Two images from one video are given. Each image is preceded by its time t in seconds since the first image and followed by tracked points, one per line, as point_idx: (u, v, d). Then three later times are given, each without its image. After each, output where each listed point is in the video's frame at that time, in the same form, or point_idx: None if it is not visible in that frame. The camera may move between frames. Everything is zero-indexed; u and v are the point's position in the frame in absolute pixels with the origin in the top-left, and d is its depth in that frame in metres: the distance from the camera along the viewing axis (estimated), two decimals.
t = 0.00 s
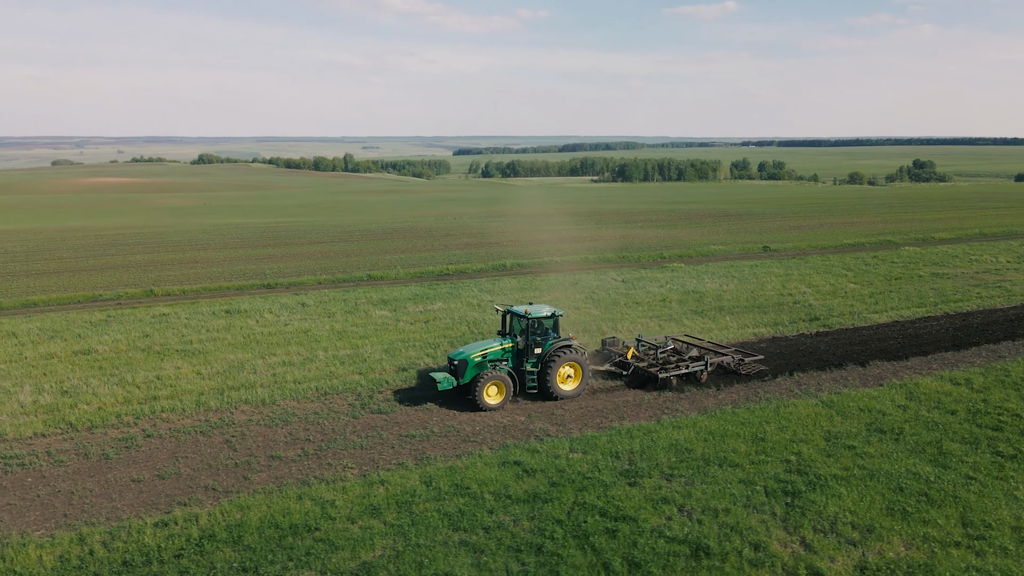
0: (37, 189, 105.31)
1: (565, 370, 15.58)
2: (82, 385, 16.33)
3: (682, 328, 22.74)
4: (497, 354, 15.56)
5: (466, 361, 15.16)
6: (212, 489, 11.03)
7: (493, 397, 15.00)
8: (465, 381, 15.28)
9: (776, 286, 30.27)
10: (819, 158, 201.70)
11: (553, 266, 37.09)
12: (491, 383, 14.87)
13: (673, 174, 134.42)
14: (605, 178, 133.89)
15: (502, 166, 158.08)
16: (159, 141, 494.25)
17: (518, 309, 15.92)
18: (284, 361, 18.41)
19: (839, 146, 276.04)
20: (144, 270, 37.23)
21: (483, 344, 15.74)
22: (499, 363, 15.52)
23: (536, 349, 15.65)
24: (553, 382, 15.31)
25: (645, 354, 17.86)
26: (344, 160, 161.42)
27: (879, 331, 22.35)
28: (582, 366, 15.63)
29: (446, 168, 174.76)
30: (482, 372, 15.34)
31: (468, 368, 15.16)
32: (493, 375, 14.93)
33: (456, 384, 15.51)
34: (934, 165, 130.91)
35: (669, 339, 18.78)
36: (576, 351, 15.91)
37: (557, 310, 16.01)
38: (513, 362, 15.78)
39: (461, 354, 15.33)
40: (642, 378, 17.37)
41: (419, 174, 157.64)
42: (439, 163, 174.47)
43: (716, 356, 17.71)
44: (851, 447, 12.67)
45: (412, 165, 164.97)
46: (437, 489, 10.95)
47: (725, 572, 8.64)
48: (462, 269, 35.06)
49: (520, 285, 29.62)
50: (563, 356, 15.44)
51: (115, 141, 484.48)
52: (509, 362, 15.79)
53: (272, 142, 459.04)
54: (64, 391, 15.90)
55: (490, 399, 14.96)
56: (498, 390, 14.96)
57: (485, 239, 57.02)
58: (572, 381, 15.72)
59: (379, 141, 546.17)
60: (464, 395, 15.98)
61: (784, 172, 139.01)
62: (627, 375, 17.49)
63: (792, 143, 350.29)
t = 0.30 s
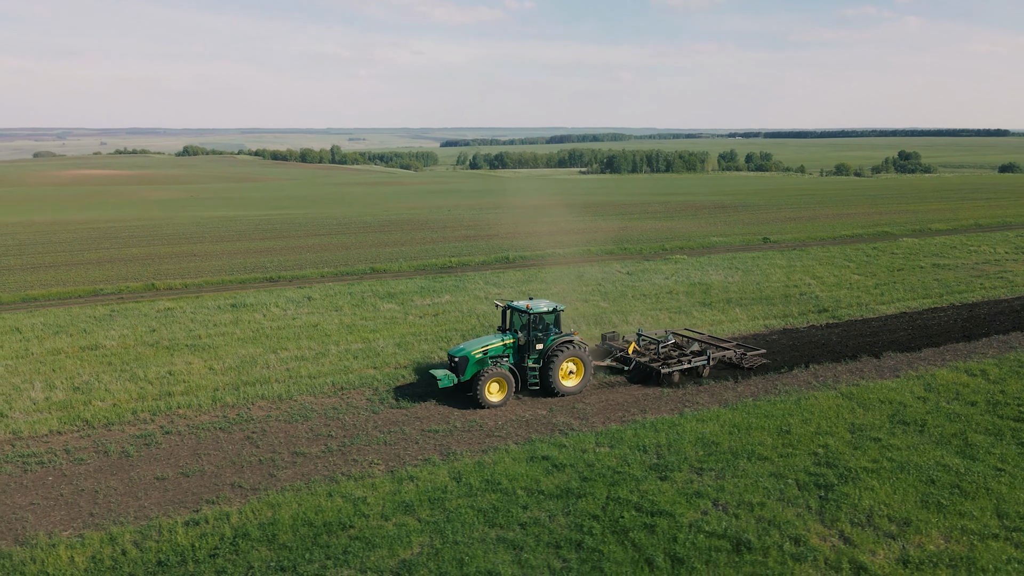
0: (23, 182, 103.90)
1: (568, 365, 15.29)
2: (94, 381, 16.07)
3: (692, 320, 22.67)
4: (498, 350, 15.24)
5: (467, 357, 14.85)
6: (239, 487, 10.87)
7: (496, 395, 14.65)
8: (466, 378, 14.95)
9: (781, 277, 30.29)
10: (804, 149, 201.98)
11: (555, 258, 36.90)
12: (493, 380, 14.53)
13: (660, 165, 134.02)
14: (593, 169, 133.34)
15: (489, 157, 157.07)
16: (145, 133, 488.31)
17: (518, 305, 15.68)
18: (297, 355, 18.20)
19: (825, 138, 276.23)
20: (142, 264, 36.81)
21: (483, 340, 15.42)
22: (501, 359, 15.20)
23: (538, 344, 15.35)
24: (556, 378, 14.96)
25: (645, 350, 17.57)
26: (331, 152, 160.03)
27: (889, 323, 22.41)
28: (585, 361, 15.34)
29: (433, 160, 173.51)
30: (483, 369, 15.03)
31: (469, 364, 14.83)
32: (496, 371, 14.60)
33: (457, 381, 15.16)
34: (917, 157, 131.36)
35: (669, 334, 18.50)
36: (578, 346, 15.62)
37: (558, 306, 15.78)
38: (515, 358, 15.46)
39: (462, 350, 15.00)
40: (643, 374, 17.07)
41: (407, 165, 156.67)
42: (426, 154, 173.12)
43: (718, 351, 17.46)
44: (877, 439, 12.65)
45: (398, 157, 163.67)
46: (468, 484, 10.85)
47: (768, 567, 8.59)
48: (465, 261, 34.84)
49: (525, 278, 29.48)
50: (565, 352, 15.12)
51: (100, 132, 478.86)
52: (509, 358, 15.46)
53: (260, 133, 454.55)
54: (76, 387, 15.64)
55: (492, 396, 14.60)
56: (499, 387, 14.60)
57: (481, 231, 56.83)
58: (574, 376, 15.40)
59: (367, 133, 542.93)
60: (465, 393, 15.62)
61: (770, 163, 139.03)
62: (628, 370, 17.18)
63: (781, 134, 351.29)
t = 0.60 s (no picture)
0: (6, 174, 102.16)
1: (568, 361, 15.09)
2: (104, 378, 15.80)
3: (700, 311, 22.64)
4: (498, 346, 14.94)
5: (466, 354, 14.55)
6: (265, 486, 10.71)
7: (496, 391, 14.40)
8: (465, 375, 14.69)
9: (784, 269, 30.39)
10: (789, 141, 202.68)
11: (555, 251, 36.76)
12: (494, 376, 14.27)
13: (647, 157, 133.85)
14: (580, 161, 133.15)
15: (475, 149, 156.18)
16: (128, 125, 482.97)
17: (518, 300, 15.36)
18: (308, 350, 18.00)
19: (808, 131, 277.58)
20: (137, 258, 36.30)
21: (483, 335, 15.12)
22: (501, 355, 14.93)
23: (539, 340, 15.08)
24: (557, 374, 14.78)
25: (645, 344, 17.25)
26: (316, 144, 158.67)
27: (896, 314, 22.53)
28: (586, 357, 15.19)
29: (419, 152, 172.33)
30: (483, 366, 14.76)
31: (469, 361, 14.57)
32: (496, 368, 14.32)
33: (457, 378, 14.90)
34: (900, 148, 132.18)
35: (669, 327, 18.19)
36: (579, 342, 15.38)
37: (559, 300, 15.46)
38: (515, 354, 15.18)
39: (461, 346, 14.68)
40: (644, 369, 16.77)
41: (392, 158, 155.57)
42: (412, 146, 171.90)
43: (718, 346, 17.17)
44: (900, 431, 12.67)
45: (384, 148, 162.45)
46: (498, 480, 10.75)
47: (810, 561, 8.53)
48: (466, 254, 34.64)
49: (528, 270, 29.35)
50: (566, 348, 14.89)
51: (82, 124, 472.61)
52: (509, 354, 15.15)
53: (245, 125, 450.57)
54: (86, 385, 15.36)
55: (492, 393, 14.36)
56: (500, 384, 14.34)
57: (477, 223, 56.61)
58: (575, 372, 15.26)
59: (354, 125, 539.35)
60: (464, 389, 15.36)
61: (755, 155, 139.29)
62: (628, 366, 16.86)
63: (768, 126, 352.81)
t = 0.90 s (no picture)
0: None
1: (569, 358, 14.89)
2: (114, 375, 15.53)
3: (708, 304, 22.60)
4: (498, 343, 14.63)
5: (466, 351, 14.19)
6: (292, 484, 10.57)
7: (497, 390, 14.11)
8: (465, 373, 14.34)
9: (786, 261, 30.50)
10: (775, 133, 203.32)
11: (554, 243, 36.63)
12: (495, 374, 13.97)
13: (635, 149, 133.89)
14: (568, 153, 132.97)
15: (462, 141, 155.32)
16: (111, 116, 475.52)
17: (518, 295, 15.03)
18: (320, 344, 17.81)
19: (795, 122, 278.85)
20: (132, 251, 35.78)
21: (482, 332, 14.79)
22: (501, 352, 14.62)
23: (539, 337, 14.81)
24: (558, 371, 14.57)
25: (646, 340, 17.08)
26: (301, 135, 157.26)
27: (903, 305, 22.66)
28: (586, 354, 14.97)
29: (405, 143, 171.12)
30: (483, 363, 14.43)
31: (469, 358, 14.21)
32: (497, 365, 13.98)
33: (456, 376, 14.53)
34: (883, 139, 132.95)
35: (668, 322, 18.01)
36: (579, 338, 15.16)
37: (559, 296, 15.19)
38: (516, 351, 14.87)
39: (461, 344, 14.31)
40: (645, 365, 16.61)
41: (378, 150, 154.59)
42: (397, 138, 170.56)
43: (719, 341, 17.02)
44: (923, 423, 12.70)
45: (370, 140, 161.12)
46: (528, 476, 10.65)
47: (851, 555, 8.50)
48: (466, 247, 34.45)
49: (531, 263, 29.22)
50: (567, 345, 14.68)
51: (63, 116, 465.62)
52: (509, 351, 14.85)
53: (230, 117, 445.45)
54: (96, 382, 15.09)
55: (493, 392, 14.07)
56: (501, 381, 14.06)
57: (472, 216, 56.34)
58: (577, 369, 15.04)
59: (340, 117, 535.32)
60: (463, 388, 15.05)
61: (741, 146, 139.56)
62: (629, 362, 16.69)
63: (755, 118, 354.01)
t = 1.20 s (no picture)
0: None
1: (571, 355, 14.59)
2: (125, 372, 15.26)
3: (717, 296, 22.60)
4: (499, 340, 14.36)
5: (467, 350, 13.95)
6: (321, 482, 10.42)
7: (499, 388, 13.82)
8: (466, 372, 14.09)
9: (789, 253, 30.59)
10: (759, 125, 203.73)
11: (555, 236, 36.50)
12: (496, 372, 13.69)
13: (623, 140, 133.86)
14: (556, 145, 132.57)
15: (447, 133, 154.01)
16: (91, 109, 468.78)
17: (518, 292, 14.81)
18: (332, 339, 17.62)
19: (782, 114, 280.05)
20: (127, 245, 35.22)
21: (483, 330, 14.54)
22: (502, 350, 14.37)
23: (541, 334, 14.54)
24: (560, 368, 14.28)
25: (647, 336, 16.95)
26: (285, 127, 155.59)
27: (910, 297, 22.79)
28: (589, 350, 14.66)
29: (390, 135, 169.45)
30: (484, 361, 14.16)
31: (470, 357, 13.96)
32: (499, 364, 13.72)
33: (457, 375, 14.26)
34: (867, 131, 133.51)
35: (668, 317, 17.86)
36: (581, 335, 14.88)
37: (560, 291, 14.92)
38: (517, 349, 14.60)
39: (461, 342, 14.06)
40: (646, 361, 16.50)
41: (363, 142, 153.15)
42: (382, 130, 169.00)
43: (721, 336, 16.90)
44: (946, 414, 12.74)
45: (354, 133, 159.29)
46: (559, 472, 10.57)
47: (894, 548, 8.48)
48: (467, 240, 34.25)
49: (535, 256, 29.10)
50: (570, 341, 14.39)
51: (44, 107, 458.97)
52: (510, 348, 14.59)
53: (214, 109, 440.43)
54: (108, 379, 14.82)
55: (495, 390, 13.78)
56: (502, 380, 13.77)
57: (467, 208, 56.06)
58: (579, 366, 14.72)
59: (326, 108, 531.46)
60: (464, 386, 14.72)
61: (725, 138, 139.50)
62: (630, 358, 16.57)
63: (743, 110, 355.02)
